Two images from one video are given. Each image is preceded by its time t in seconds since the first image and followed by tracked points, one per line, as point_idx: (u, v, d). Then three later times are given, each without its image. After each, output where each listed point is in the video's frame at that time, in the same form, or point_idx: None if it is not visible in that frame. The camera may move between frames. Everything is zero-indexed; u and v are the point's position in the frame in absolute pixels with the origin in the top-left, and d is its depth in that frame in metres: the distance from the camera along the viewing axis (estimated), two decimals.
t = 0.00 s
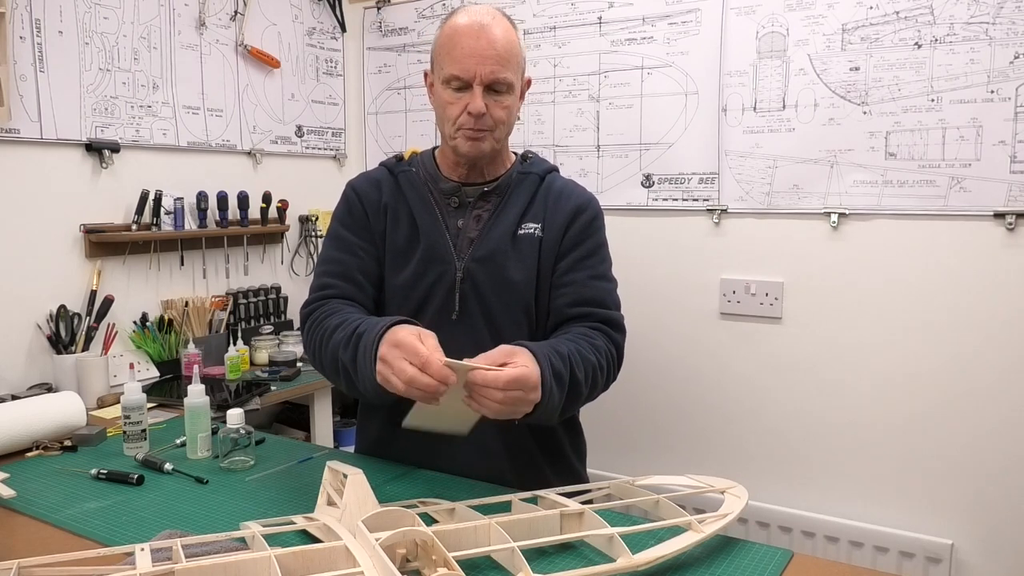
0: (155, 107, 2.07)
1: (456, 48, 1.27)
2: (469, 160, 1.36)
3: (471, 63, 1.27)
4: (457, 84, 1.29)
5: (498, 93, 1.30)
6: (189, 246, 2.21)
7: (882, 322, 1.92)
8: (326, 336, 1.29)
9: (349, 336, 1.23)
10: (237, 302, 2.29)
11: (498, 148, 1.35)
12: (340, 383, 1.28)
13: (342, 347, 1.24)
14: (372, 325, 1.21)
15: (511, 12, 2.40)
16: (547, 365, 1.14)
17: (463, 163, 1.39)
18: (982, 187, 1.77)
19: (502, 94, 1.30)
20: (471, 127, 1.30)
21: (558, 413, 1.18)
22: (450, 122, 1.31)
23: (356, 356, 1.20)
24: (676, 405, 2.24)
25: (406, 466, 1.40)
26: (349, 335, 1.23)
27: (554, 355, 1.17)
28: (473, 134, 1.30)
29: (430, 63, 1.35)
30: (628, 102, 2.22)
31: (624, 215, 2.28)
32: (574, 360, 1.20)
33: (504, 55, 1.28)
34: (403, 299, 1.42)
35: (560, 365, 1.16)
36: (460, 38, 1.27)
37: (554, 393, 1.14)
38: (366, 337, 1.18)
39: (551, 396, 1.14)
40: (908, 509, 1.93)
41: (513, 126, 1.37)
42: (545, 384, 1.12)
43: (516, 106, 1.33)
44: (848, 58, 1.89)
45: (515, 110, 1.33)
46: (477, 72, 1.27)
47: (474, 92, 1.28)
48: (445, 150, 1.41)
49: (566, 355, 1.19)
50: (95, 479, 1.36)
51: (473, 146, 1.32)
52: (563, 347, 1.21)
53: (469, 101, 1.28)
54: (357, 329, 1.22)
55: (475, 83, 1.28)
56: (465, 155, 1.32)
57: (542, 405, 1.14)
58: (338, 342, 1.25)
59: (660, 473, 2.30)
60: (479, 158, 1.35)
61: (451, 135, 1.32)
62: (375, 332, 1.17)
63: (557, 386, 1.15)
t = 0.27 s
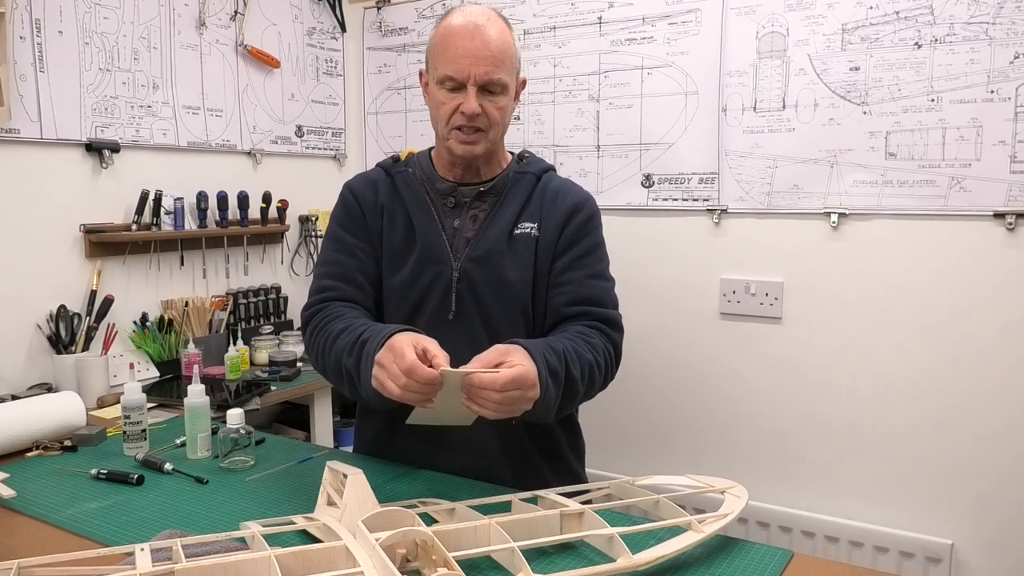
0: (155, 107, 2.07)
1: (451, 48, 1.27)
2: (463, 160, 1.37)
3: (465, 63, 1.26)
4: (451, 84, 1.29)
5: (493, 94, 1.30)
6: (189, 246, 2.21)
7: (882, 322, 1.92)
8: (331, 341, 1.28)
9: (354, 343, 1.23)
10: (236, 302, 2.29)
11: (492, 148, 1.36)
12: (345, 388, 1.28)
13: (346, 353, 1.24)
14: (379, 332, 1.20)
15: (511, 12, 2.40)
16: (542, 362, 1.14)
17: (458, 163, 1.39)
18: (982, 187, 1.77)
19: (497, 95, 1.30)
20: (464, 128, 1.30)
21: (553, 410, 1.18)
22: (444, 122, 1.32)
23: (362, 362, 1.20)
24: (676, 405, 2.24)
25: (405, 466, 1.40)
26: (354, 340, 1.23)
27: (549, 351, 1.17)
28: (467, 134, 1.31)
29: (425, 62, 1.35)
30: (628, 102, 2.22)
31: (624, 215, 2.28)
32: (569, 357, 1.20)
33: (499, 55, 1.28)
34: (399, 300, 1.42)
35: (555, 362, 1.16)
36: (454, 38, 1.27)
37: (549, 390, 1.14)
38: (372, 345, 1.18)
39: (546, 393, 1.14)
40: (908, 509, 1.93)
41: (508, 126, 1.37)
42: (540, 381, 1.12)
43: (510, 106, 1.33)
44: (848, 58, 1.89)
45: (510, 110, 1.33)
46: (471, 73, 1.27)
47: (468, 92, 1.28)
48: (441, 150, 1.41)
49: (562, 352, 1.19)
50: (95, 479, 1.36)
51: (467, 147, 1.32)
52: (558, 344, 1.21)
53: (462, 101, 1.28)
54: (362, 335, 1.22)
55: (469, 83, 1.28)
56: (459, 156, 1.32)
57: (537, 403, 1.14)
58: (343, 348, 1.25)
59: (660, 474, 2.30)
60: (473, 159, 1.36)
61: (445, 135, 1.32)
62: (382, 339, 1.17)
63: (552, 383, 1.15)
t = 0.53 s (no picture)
0: (155, 107, 2.07)
1: (448, 48, 1.27)
2: (461, 160, 1.37)
3: (461, 63, 1.26)
4: (449, 84, 1.29)
5: (490, 93, 1.30)
6: (189, 246, 2.21)
7: (882, 323, 1.92)
8: (331, 343, 1.28)
9: (355, 345, 1.23)
10: (236, 302, 2.29)
11: (490, 148, 1.36)
12: (346, 390, 1.28)
13: (346, 356, 1.24)
14: (380, 335, 1.21)
15: (511, 12, 2.40)
16: (540, 359, 1.14)
17: (456, 163, 1.39)
18: (982, 187, 1.77)
19: (494, 94, 1.30)
20: (462, 128, 1.30)
21: (552, 407, 1.18)
22: (441, 122, 1.32)
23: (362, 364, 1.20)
24: (676, 405, 2.24)
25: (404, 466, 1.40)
26: (354, 343, 1.23)
27: (547, 348, 1.17)
28: (465, 134, 1.31)
29: (422, 63, 1.35)
30: (628, 102, 2.22)
31: (624, 215, 2.28)
32: (567, 355, 1.20)
33: (496, 55, 1.28)
34: (398, 300, 1.41)
35: (554, 359, 1.17)
36: (451, 38, 1.27)
37: (547, 387, 1.14)
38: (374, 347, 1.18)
39: (544, 390, 1.14)
40: (908, 509, 1.93)
41: (505, 125, 1.37)
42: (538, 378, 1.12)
43: (508, 105, 1.33)
44: (848, 58, 1.89)
45: (507, 109, 1.33)
46: (469, 73, 1.27)
47: (465, 92, 1.28)
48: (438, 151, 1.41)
49: (560, 349, 1.19)
50: (95, 479, 1.36)
51: (465, 146, 1.32)
52: (557, 342, 1.21)
53: (460, 101, 1.28)
54: (364, 338, 1.22)
55: (467, 83, 1.28)
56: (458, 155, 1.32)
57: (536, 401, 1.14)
58: (344, 350, 1.24)
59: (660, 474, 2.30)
60: (471, 159, 1.36)
61: (442, 135, 1.32)
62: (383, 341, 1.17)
63: (550, 379, 1.15)
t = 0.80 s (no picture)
0: (155, 107, 2.07)
1: (447, 48, 1.27)
2: (461, 160, 1.37)
3: (460, 63, 1.26)
4: (448, 84, 1.29)
5: (489, 93, 1.30)
6: (189, 246, 2.21)
7: (882, 323, 1.92)
8: (332, 346, 1.28)
9: (355, 349, 1.23)
10: (236, 302, 2.29)
11: (489, 148, 1.36)
12: (347, 392, 1.29)
13: (347, 359, 1.24)
14: (381, 339, 1.20)
15: (511, 12, 2.40)
16: (539, 359, 1.14)
17: (455, 163, 1.39)
18: (982, 187, 1.77)
19: (493, 94, 1.30)
20: (461, 128, 1.30)
21: (552, 408, 1.18)
22: (440, 122, 1.32)
23: (363, 367, 1.20)
24: (676, 405, 2.24)
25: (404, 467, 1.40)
26: (355, 346, 1.23)
27: (546, 349, 1.17)
28: (464, 134, 1.31)
29: (421, 63, 1.35)
30: (628, 102, 2.22)
31: (624, 215, 2.28)
32: (566, 355, 1.20)
33: (495, 55, 1.28)
34: (398, 300, 1.41)
35: (553, 359, 1.17)
36: (450, 38, 1.27)
37: (546, 388, 1.14)
38: (374, 352, 1.18)
39: (543, 391, 1.14)
40: (908, 509, 1.93)
41: (504, 125, 1.37)
42: (537, 380, 1.12)
43: (507, 105, 1.33)
44: (848, 58, 1.89)
45: (506, 109, 1.33)
46: (468, 72, 1.27)
47: (464, 92, 1.28)
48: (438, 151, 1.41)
49: (559, 350, 1.19)
50: (95, 479, 1.36)
51: (464, 146, 1.32)
52: (556, 342, 1.21)
53: (459, 101, 1.28)
54: (365, 341, 1.22)
55: (466, 83, 1.28)
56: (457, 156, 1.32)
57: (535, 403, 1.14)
58: (344, 353, 1.24)
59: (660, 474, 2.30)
60: (470, 159, 1.36)
61: (441, 136, 1.32)
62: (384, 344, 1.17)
63: (549, 379, 1.15)
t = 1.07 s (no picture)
0: (155, 107, 2.07)
1: (446, 48, 1.27)
2: (461, 161, 1.37)
3: (460, 63, 1.26)
4: (447, 85, 1.29)
5: (489, 94, 1.30)
6: (189, 246, 2.21)
7: (881, 322, 1.92)
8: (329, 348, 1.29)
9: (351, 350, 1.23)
10: (236, 302, 2.29)
11: (489, 149, 1.36)
12: (344, 394, 1.29)
13: (344, 361, 1.24)
14: (376, 339, 1.21)
15: (511, 12, 2.41)
16: (538, 361, 1.14)
17: (455, 164, 1.39)
18: (982, 187, 1.77)
19: (493, 94, 1.30)
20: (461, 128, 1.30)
21: (551, 409, 1.18)
22: (440, 123, 1.32)
23: (359, 369, 1.20)
24: (676, 405, 2.24)
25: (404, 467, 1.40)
26: (351, 348, 1.23)
27: (545, 351, 1.17)
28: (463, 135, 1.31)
29: (421, 63, 1.35)
30: (628, 102, 2.22)
31: (624, 214, 2.28)
32: (564, 356, 1.20)
33: (494, 55, 1.28)
34: (398, 301, 1.41)
35: (551, 361, 1.17)
36: (450, 38, 1.27)
37: (546, 389, 1.14)
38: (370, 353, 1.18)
39: (542, 393, 1.14)
40: (908, 509, 1.93)
41: (504, 126, 1.37)
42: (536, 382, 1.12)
43: (507, 105, 1.33)
44: (848, 58, 1.89)
45: (506, 109, 1.33)
46: (467, 73, 1.27)
47: (464, 92, 1.28)
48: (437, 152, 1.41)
49: (557, 351, 1.19)
50: (95, 479, 1.36)
51: (463, 147, 1.32)
52: (554, 343, 1.21)
53: (459, 101, 1.28)
54: (360, 343, 1.22)
55: (465, 83, 1.28)
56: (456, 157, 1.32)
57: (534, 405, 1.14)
58: (341, 355, 1.25)
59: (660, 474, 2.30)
60: (470, 160, 1.36)
61: (441, 136, 1.33)
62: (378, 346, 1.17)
63: (548, 381, 1.15)
